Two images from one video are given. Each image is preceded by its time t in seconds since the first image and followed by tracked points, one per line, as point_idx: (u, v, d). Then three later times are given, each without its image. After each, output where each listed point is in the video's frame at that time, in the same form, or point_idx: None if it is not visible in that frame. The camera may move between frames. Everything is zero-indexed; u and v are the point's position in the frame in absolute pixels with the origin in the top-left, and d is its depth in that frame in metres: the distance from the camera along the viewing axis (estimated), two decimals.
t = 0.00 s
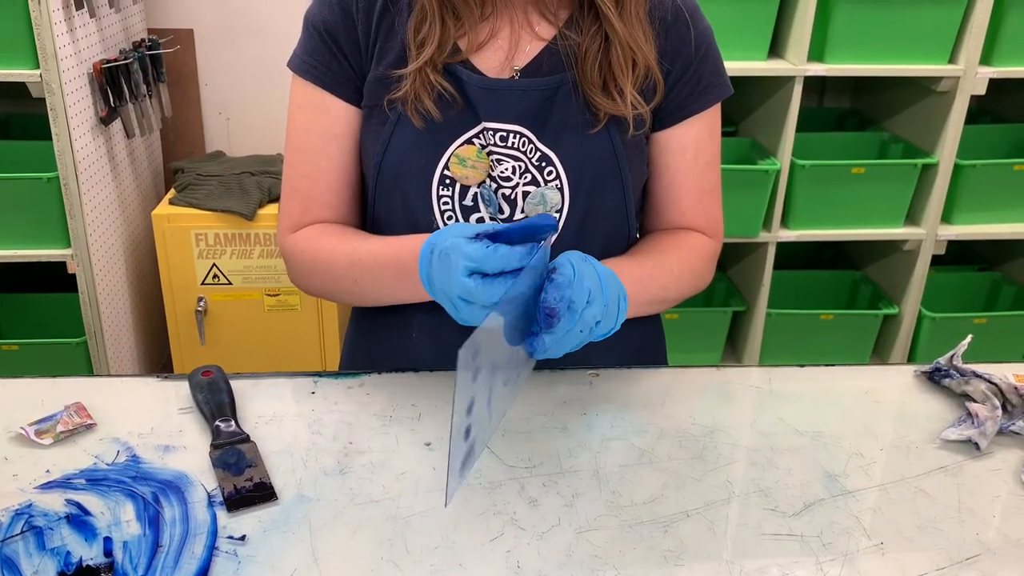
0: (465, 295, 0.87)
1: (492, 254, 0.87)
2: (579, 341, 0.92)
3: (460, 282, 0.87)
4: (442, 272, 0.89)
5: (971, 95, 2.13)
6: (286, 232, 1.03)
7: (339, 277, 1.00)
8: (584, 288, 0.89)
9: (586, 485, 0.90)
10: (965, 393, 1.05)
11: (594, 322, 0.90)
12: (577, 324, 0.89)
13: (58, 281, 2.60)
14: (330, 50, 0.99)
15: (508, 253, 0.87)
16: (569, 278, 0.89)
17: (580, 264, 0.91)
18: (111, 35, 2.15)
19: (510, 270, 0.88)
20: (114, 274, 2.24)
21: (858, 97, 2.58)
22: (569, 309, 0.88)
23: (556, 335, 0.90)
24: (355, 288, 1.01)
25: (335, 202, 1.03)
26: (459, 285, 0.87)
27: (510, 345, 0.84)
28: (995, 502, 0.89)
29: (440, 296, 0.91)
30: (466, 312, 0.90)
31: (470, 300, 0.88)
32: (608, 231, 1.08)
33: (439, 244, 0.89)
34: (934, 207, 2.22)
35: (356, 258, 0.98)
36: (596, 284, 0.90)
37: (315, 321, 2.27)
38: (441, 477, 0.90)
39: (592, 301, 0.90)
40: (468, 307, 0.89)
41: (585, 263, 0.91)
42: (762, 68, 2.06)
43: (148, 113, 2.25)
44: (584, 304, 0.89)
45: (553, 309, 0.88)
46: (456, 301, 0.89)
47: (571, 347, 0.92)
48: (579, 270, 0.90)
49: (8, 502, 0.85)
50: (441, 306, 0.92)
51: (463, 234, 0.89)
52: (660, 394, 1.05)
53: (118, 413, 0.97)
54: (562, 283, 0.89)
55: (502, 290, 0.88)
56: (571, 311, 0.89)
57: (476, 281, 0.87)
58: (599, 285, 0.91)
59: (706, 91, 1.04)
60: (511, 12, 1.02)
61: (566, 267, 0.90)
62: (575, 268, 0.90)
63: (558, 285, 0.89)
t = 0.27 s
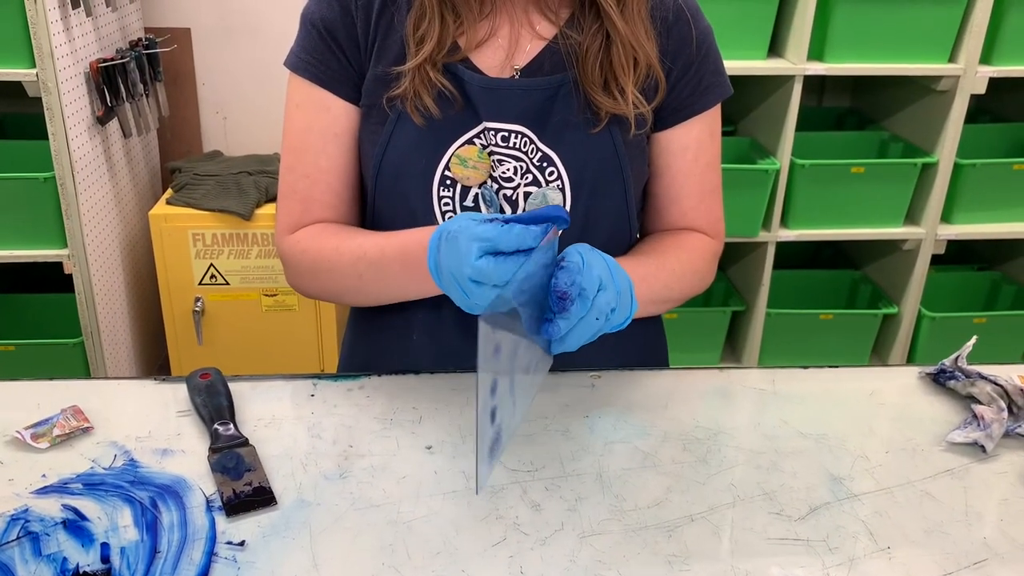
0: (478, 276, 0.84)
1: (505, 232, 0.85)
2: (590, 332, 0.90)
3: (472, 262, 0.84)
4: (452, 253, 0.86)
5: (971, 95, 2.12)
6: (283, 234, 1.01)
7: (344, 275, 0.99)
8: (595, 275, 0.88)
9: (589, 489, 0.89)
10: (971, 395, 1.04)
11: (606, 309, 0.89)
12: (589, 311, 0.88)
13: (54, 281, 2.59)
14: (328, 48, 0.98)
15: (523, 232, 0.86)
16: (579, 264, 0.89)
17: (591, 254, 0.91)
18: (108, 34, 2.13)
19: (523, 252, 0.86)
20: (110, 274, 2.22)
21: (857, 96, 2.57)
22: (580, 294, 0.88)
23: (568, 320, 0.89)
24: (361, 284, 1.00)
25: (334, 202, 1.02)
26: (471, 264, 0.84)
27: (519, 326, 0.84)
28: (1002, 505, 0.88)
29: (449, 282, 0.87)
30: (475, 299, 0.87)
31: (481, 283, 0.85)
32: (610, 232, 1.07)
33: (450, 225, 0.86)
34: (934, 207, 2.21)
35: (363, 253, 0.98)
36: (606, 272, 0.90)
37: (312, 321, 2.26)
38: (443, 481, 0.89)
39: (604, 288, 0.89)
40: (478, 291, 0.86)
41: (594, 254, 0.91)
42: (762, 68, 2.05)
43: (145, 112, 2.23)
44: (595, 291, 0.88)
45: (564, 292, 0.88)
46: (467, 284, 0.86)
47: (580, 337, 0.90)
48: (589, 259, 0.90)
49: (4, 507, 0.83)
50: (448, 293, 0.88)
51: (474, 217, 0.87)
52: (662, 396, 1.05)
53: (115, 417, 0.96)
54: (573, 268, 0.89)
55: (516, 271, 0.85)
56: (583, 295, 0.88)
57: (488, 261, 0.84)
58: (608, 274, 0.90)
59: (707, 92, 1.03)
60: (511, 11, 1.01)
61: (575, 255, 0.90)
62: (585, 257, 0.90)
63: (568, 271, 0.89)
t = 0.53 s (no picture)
0: (484, 265, 0.85)
1: (514, 223, 0.86)
2: (596, 329, 0.90)
3: (479, 254, 0.85)
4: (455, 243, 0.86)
5: (971, 95, 2.12)
6: (285, 236, 1.01)
7: (348, 277, 0.99)
8: (600, 273, 0.88)
9: (595, 494, 0.88)
10: (977, 398, 1.04)
11: (614, 305, 0.89)
12: (596, 308, 0.88)
13: (51, 282, 2.58)
14: (330, 48, 0.97)
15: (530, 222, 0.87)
16: (584, 263, 0.89)
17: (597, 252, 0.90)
18: (106, 34, 2.12)
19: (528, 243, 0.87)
20: (109, 276, 2.21)
21: (857, 96, 2.57)
22: (586, 293, 0.88)
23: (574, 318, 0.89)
24: (366, 285, 0.99)
25: (336, 205, 1.01)
26: (477, 253, 0.85)
27: (529, 329, 0.83)
28: (1009, 510, 0.88)
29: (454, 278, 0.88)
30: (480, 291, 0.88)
31: (487, 273, 0.86)
32: (613, 234, 1.07)
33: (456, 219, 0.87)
34: (934, 207, 2.21)
35: (366, 254, 0.97)
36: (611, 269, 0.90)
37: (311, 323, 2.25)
38: (447, 486, 0.88)
39: (610, 285, 0.89)
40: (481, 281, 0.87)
41: (599, 251, 0.91)
42: (762, 68, 2.05)
43: (144, 113, 2.22)
44: (601, 288, 0.88)
45: (569, 293, 0.88)
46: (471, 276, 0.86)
47: (584, 334, 0.90)
48: (594, 256, 0.89)
49: (4, 514, 0.83)
50: (453, 286, 0.89)
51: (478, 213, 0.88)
52: (666, 400, 1.04)
53: (116, 421, 0.96)
54: (578, 265, 0.89)
55: (522, 260, 0.87)
56: (589, 293, 0.88)
57: (497, 251, 0.86)
58: (614, 270, 0.90)
59: (710, 95, 1.02)
60: (514, 12, 1.00)
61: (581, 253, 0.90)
62: (591, 255, 0.89)
63: (573, 270, 0.89)
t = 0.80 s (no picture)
0: (500, 287, 0.86)
1: (522, 241, 0.86)
2: (603, 330, 0.90)
3: (494, 276, 0.85)
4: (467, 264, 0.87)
5: (970, 95, 2.11)
6: (288, 239, 1.01)
7: (351, 281, 0.98)
8: (605, 274, 0.88)
9: (600, 498, 0.88)
10: (982, 400, 1.03)
11: (618, 307, 0.88)
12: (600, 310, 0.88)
13: (49, 284, 2.57)
14: (333, 50, 0.97)
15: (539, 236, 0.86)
16: (589, 263, 0.88)
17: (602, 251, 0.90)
18: (104, 35, 2.12)
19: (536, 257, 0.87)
20: (107, 278, 2.21)
21: (856, 96, 2.56)
22: (591, 292, 0.87)
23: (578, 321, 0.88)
24: (370, 289, 0.99)
25: (339, 208, 1.01)
26: (490, 276, 0.85)
27: (534, 330, 0.83)
28: (1017, 513, 0.88)
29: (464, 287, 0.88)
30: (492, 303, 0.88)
31: (502, 291, 0.87)
32: (617, 236, 1.06)
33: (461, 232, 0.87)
34: (934, 207, 2.21)
35: (369, 257, 0.97)
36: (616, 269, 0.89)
37: (311, 324, 2.24)
38: (452, 491, 0.88)
39: (615, 285, 0.88)
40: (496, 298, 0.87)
41: (604, 251, 0.90)
42: (762, 68, 2.04)
43: (143, 114, 2.22)
44: (605, 289, 0.87)
45: (571, 295, 0.87)
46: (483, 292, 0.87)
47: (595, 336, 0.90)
48: (599, 257, 0.89)
49: (6, 520, 0.82)
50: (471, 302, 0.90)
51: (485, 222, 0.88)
52: (671, 403, 1.04)
53: (118, 426, 0.95)
54: (583, 266, 0.88)
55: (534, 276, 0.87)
56: (594, 295, 0.87)
57: (510, 271, 0.86)
58: (619, 271, 0.90)
59: (714, 96, 1.02)
60: (517, 13, 0.99)
61: (585, 254, 0.89)
62: (596, 255, 0.89)
63: (578, 271, 0.88)
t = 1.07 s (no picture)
0: (503, 296, 0.85)
1: (523, 250, 0.85)
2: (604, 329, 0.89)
3: (496, 285, 0.85)
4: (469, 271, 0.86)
5: (969, 93, 2.11)
6: (291, 240, 1.00)
7: (354, 282, 0.98)
8: (606, 274, 0.87)
9: (606, 499, 0.87)
10: (987, 399, 1.03)
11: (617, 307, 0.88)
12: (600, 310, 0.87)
13: (46, 285, 2.56)
14: (335, 48, 0.96)
15: (540, 243, 0.85)
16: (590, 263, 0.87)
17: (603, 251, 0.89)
18: (101, 34, 2.11)
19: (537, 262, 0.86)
20: (105, 278, 2.20)
21: (855, 95, 2.56)
22: (591, 293, 0.86)
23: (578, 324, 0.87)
24: (372, 290, 0.98)
25: (341, 208, 1.00)
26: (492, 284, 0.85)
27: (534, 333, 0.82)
28: None
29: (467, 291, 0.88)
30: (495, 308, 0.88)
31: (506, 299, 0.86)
32: (621, 236, 1.06)
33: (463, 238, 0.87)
34: (933, 206, 2.21)
35: (372, 259, 0.96)
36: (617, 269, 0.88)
37: (309, 325, 2.23)
38: (456, 491, 0.87)
39: (614, 285, 0.88)
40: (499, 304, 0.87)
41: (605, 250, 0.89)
42: (761, 67, 2.04)
43: (140, 114, 2.21)
44: (606, 289, 0.87)
45: (571, 298, 0.86)
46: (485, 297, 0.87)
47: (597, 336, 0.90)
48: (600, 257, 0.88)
49: (6, 523, 0.81)
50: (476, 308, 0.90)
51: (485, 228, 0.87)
52: (675, 403, 1.03)
53: (118, 427, 0.94)
54: (584, 267, 0.87)
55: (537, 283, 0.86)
56: (594, 296, 0.86)
57: (512, 279, 0.85)
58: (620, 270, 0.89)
59: (718, 96, 1.01)
60: (521, 11, 0.99)
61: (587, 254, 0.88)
62: (597, 255, 0.88)
63: (579, 272, 0.87)
